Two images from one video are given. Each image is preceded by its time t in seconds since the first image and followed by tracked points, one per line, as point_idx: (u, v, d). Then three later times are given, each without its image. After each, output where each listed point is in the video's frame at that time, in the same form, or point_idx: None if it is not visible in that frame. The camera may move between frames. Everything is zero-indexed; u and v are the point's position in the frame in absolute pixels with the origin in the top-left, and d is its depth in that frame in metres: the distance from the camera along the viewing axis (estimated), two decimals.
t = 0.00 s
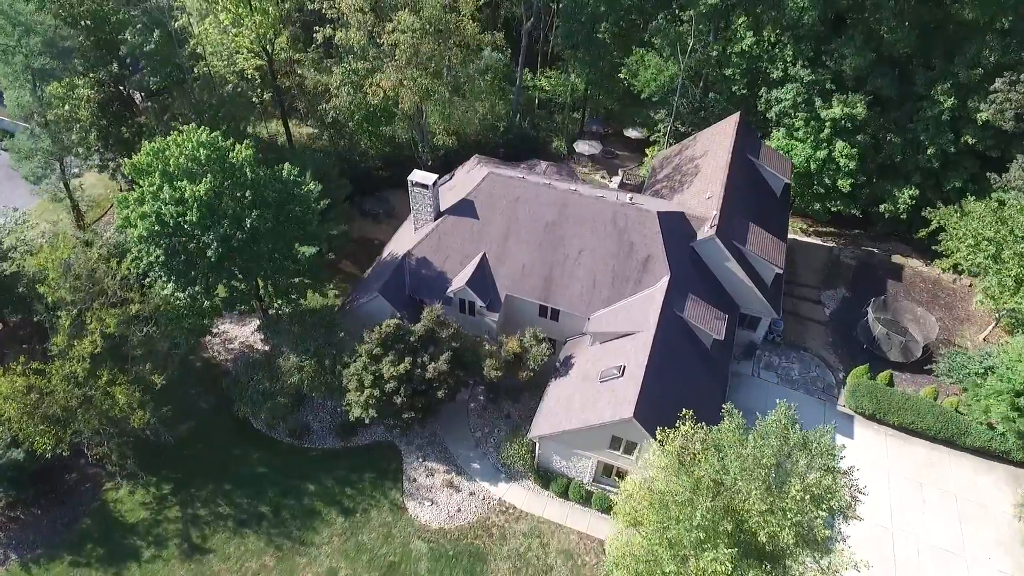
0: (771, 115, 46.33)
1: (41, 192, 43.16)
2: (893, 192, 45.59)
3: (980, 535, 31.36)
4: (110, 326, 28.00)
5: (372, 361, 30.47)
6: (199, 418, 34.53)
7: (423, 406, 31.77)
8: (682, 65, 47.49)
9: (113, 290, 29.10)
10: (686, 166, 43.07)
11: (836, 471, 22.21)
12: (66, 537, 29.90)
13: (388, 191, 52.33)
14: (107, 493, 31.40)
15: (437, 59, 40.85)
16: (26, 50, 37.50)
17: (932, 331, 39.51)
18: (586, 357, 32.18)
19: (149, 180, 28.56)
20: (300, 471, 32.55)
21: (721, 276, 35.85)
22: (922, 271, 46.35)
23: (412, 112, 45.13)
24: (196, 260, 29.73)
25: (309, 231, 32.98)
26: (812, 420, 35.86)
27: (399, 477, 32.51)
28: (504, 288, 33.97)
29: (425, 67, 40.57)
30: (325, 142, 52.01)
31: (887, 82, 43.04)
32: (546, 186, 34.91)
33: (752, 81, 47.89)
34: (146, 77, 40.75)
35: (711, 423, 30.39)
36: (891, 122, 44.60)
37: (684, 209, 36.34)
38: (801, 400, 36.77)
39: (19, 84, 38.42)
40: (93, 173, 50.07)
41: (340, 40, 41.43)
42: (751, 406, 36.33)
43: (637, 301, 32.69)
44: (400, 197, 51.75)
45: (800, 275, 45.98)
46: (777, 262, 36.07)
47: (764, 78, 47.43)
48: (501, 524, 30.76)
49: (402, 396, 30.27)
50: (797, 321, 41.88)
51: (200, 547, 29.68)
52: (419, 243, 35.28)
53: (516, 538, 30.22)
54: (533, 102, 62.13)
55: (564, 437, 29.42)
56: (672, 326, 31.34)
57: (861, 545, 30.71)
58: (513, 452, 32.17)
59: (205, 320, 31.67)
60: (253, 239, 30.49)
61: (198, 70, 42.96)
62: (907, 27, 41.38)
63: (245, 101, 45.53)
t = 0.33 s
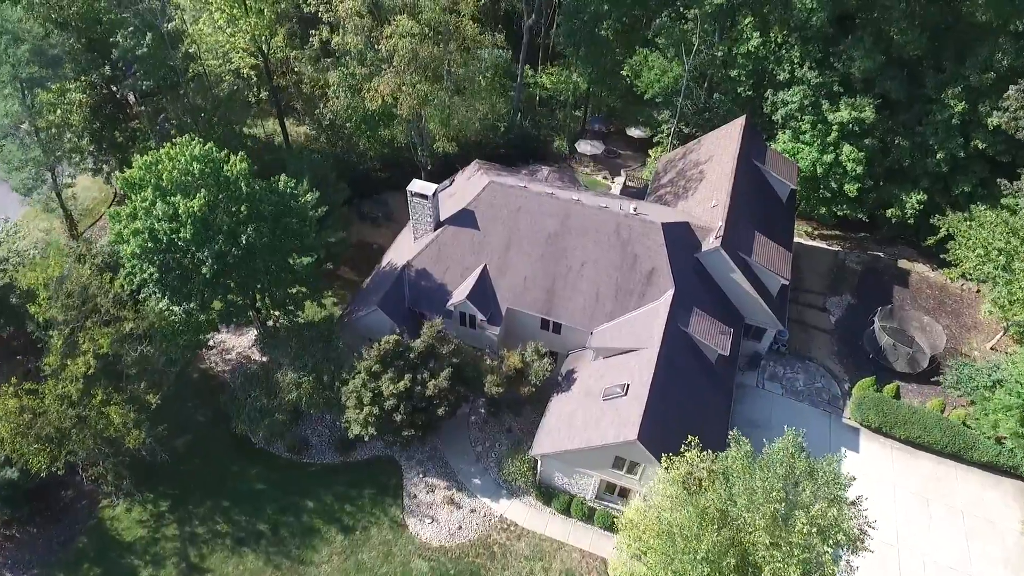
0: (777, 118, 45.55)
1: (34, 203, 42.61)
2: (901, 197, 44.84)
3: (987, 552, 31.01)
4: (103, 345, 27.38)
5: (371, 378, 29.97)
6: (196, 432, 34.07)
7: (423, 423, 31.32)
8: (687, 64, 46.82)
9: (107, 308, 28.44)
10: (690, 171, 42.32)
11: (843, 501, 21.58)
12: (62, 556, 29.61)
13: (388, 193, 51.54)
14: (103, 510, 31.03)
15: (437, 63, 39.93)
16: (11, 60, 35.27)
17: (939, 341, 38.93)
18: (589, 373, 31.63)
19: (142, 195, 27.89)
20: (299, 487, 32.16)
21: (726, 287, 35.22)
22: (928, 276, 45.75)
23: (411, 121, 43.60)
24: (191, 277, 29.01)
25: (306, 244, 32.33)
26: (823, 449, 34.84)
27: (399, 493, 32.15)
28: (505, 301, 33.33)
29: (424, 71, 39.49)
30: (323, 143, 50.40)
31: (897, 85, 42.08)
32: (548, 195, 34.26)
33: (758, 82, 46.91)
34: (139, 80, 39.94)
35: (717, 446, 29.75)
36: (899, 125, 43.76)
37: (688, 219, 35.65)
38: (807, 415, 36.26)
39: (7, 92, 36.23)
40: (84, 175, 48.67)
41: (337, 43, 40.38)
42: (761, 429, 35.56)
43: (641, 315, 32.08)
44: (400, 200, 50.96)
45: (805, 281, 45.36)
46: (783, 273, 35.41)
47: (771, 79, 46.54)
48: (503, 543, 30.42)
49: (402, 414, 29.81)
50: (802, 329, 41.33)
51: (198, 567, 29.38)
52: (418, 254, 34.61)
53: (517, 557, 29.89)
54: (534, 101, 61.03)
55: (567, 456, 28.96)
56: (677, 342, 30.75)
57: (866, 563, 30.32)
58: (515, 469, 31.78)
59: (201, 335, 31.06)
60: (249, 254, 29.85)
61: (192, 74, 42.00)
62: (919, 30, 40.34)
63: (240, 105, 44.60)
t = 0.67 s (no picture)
0: (783, 121, 44.71)
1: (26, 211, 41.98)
2: (908, 201, 44.10)
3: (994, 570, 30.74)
4: (97, 366, 26.85)
5: (371, 396, 29.48)
6: (194, 446, 33.68)
7: (423, 440, 30.88)
8: (691, 67, 46.38)
9: (100, 327, 27.86)
10: (694, 178, 41.59)
11: (849, 533, 20.99)
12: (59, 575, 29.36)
13: (386, 195, 50.80)
14: (101, 528, 30.70)
15: (437, 69, 39.06)
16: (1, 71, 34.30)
17: (946, 351, 38.19)
18: (592, 389, 31.13)
19: (135, 212, 27.24)
20: (299, 504, 31.82)
21: (731, 300, 34.65)
22: (935, 281, 45.13)
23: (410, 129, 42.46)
24: (186, 295, 28.42)
25: (304, 259, 31.70)
26: (829, 478, 33.83)
27: (400, 509, 31.82)
28: (507, 315, 32.74)
29: (425, 77, 38.49)
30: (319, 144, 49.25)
31: (906, 89, 41.21)
32: (551, 207, 33.65)
33: (765, 85, 46.52)
34: (132, 84, 39.11)
35: (721, 467, 29.25)
36: (908, 128, 42.89)
37: (693, 229, 34.99)
38: (812, 429, 35.79)
39: None
40: (77, 183, 48.55)
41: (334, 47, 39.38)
42: (767, 453, 34.72)
43: (645, 330, 31.52)
44: (399, 203, 50.23)
45: (810, 287, 44.77)
46: (790, 285, 34.79)
47: (777, 82, 45.72)
48: (504, 561, 30.13)
49: (402, 433, 29.36)
50: (807, 338, 40.79)
51: None
52: (418, 266, 33.99)
53: None
54: (535, 100, 60.25)
55: (570, 476, 28.55)
56: (681, 358, 30.21)
57: None
58: (517, 486, 31.41)
59: (197, 352, 30.54)
60: (246, 272, 29.21)
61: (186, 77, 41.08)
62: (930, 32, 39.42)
63: (236, 109, 43.68)
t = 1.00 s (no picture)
0: (789, 124, 43.87)
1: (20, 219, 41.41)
2: (915, 207, 43.45)
3: None
4: (93, 388, 26.40)
5: (371, 415, 29.05)
6: (193, 461, 33.33)
7: (425, 458, 30.49)
8: (696, 69, 45.19)
9: (95, 348, 27.36)
10: (699, 184, 40.88)
11: (857, 567, 20.52)
12: None
13: (386, 198, 50.06)
14: (99, 546, 30.45)
15: (437, 76, 38.29)
16: None
17: (953, 361, 37.76)
18: (596, 406, 30.70)
19: (129, 230, 26.65)
20: (299, 520, 31.53)
21: (737, 313, 34.10)
22: (941, 287, 44.62)
23: (411, 136, 41.54)
24: (182, 314, 27.83)
25: (303, 273, 31.15)
26: (834, 494, 33.51)
27: (401, 526, 31.51)
28: (508, 329, 32.19)
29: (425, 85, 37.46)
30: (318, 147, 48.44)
31: (915, 93, 40.45)
32: (554, 219, 33.03)
33: (771, 87, 45.34)
34: (124, 89, 38.14)
35: (726, 488, 28.80)
36: (917, 132, 42.21)
37: (698, 240, 34.36)
38: (818, 442, 35.42)
39: None
40: (72, 187, 47.95)
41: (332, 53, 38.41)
42: (772, 468, 34.35)
43: (650, 346, 31.00)
44: (399, 205, 49.52)
45: (815, 294, 44.21)
46: (796, 297, 34.19)
47: (784, 85, 44.92)
48: None
49: (403, 452, 28.96)
50: (812, 347, 40.30)
51: None
52: (418, 279, 33.40)
53: None
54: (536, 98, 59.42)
55: (573, 496, 28.19)
56: (686, 375, 29.72)
57: None
58: (520, 503, 31.10)
59: (195, 369, 30.05)
60: (243, 290, 28.67)
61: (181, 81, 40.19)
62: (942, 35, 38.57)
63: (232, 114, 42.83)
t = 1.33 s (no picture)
0: (796, 128, 43.14)
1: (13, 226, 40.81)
2: (922, 212, 42.87)
3: None
4: (89, 410, 25.96)
5: (372, 434, 28.68)
6: (192, 477, 33.01)
7: (427, 476, 30.17)
8: (702, 72, 44.37)
9: (90, 368, 26.89)
10: (703, 191, 40.26)
11: None
12: None
13: (385, 201, 49.41)
14: (98, 565, 30.18)
15: (435, 82, 36.97)
16: None
17: (959, 370, 37.43)
18: (599, 423, 30.33)
19: (123, 249, 26.10)
20: (300, 537, 31.27)
21: (743, 325, 33.61)
22: (947, 293, 44.16)
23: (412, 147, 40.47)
24: (179, 334, 27.32)
25: (303, 289, 30.66)
26: (839, 509, 33.22)
27: (403, 543, 31.27)
28: (511, 345, 31.72)
29: (425, 91, 36.44)
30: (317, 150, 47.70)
31: (925, 98, 39.70)
32: (557, 231, 32.48)
33: (777, 89, 44.42)
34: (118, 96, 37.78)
35: (730, 508, 28.41)
36: (925, 136, 41.56)
37: (703, 252, 33.82)
38: (823, 456, 35.10)
39: None
40: (66, 192, 47.12)
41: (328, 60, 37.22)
42: (777, 482, 34.05)
43: (654, 362, 30.54)
44: (398, 208, 48.89)
45: (820, 301, 43.74)
46: (803, 309, 33.65)
47: (791, 88, 44.18)
48: None
49: (404, 471, 28.63)
50: (817, 356, 39.89)
51: None
52: (419, 292, 32.90)
53: None
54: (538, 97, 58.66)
55: (577, 517, 27.88)
56: (691, 394, 29.30)
57: None
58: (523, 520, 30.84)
59: (192, 388, 29.60)
60: (241, 309, 28.12)
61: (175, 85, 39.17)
62: (953, 40, 37.78)
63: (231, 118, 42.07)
